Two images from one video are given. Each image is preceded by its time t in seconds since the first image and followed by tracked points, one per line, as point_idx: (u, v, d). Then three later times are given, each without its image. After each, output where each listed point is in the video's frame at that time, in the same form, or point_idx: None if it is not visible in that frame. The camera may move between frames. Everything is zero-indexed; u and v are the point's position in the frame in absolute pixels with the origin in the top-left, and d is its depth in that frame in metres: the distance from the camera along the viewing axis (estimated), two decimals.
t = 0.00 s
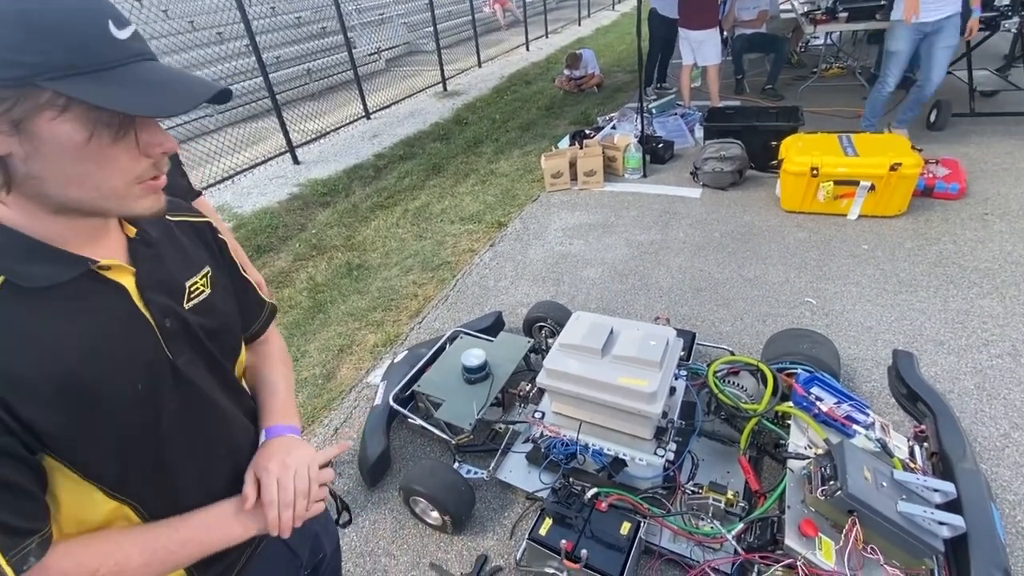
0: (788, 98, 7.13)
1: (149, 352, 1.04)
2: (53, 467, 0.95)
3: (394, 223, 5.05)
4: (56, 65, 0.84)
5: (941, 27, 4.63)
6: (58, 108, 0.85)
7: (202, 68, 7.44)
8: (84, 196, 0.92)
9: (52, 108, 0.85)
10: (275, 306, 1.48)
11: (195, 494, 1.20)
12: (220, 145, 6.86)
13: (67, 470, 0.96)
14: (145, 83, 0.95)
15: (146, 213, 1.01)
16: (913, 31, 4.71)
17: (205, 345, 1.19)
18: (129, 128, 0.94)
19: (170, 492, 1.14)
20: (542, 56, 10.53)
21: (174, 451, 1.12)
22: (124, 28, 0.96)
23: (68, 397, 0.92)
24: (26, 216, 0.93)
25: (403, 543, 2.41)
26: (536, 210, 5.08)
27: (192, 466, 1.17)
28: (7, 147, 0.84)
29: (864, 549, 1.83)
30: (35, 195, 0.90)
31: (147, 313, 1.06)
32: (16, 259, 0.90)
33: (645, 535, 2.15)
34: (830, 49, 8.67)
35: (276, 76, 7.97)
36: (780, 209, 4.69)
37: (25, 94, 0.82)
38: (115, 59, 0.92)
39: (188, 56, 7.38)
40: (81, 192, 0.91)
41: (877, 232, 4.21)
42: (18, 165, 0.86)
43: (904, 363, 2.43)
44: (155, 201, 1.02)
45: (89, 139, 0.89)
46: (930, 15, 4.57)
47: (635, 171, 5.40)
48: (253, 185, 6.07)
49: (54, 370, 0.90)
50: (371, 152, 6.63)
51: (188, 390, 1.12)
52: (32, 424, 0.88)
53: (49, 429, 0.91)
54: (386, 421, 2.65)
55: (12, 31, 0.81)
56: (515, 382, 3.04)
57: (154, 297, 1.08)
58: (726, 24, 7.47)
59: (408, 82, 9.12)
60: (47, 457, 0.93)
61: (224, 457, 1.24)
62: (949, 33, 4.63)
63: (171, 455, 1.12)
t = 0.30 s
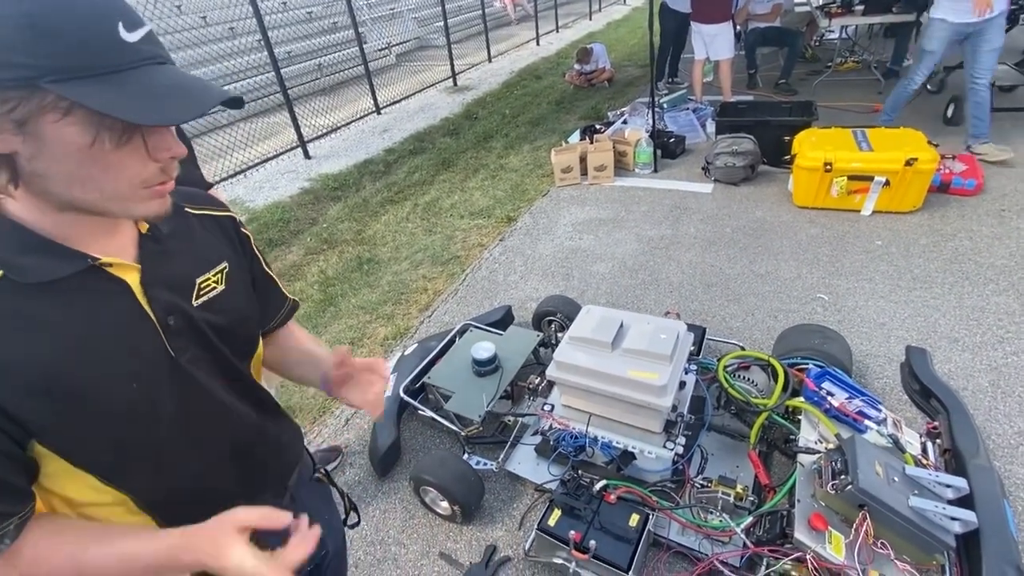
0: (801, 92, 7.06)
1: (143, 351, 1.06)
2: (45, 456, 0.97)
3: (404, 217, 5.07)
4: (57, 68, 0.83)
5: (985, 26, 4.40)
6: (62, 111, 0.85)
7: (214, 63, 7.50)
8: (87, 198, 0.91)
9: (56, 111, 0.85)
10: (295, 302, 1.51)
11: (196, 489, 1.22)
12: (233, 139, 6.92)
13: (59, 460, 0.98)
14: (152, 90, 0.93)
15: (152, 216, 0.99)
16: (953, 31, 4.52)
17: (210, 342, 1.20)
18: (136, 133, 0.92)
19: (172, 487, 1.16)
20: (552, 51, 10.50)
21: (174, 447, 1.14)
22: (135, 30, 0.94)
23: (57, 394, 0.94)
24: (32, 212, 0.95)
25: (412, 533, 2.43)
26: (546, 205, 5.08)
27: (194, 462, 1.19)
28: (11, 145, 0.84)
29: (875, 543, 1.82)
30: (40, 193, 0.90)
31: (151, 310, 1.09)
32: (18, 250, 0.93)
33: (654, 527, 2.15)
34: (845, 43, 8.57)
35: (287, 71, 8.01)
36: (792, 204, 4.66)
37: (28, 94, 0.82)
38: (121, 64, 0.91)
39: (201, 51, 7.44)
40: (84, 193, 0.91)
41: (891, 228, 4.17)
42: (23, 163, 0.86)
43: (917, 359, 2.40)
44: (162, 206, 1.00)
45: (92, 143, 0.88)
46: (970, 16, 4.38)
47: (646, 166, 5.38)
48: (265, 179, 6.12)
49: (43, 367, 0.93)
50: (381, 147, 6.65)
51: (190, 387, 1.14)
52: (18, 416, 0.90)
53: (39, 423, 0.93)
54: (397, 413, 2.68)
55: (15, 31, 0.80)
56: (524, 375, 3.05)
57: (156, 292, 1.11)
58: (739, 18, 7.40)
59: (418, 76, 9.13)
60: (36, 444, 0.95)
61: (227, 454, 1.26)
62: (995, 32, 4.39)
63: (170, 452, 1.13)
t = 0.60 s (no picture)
0: (812, 87, 7.00)
1: (166, 346, 1.08)
2: (71, 451, 0.98)
3: (413, 213, 5.09)
4: (98, 71, 0.84)
5: None
6: (100, 113, 0.86)
7: (225, 60, 7.55)
8: (120, 197, 0.93)
9: (94, 113, 0.86)
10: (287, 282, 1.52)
11: (213, 479, 1.25)
12: (243, 135, 6.98)
13: (87, 453, 1.00)
14: (189, 91, 0.94)
15: (181, 213, 1.01)
16: None
17: (226, 336, 1.23)
18: (169, 133, 0.94)
19: (190, 477, 1.19)
20: (561, 47, 10.46)
21: (194, 438, 1.17)
22: (168, 31, 0.95)
23: (90, 388, 0.96)
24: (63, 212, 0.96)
25: (421, 524, 2.46)
26: (554, 201, 5.08)
27: (210, 454, 1.22)
28: (48, 146, 0.86)
29: (882, 539, 1.82)
30: (72, 191, 0.92)
31: (173, 305, 1.11)
32: (53, 247, 0.94)
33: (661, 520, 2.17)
34: (858, 37, 8.48)
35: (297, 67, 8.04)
36: (802, 201, 4.63)
37: (68, 97, 0.84)
38: (160, 65, 0.92)
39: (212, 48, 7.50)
40: (117, 192, 0.93)
41: (903, 225, 4.14)
42: (58, 162, 0.88)
43: (928, 355, 2.39)
44: (190, 203, 1.02)
45: (130, 144, 0.90)
46: None
47: (655, 161, 5.36)
48: (275, 175, 6.16)
49: (77, 362, 0.94)
50: (390, 143, 6.68)
51: (208, 380, 1.17)
52: (54, 410, 0.92)
53: (69, 416, 0.94)
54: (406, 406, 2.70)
55: (60, 36, 0.82)
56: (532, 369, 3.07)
57: (178, 288, 1.13)
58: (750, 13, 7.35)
59: (427, 72, 9.14)
60: (64, 439, 0.96)
61: (242, 445, 1.29)
62: None
63: (190, 444, 1.16)
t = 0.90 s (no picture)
0: (820, 84, 6.96)
1: (200, 340, 1.10)
2: (118, 448, 0.99)
3: (418, 210, 5.10)
4: (135, 72, 0.84)
5: None
6: (140, 115, 0.86)
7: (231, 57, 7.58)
8: (155, 197, 0.94)
9: (134, 115, 0.86)
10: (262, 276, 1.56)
11: (242, 471, 1.26)
12: (250, 133, 7.01)
13: (133, 449, 1.01)
14: (222, 90, 0.95)
15: (206, 209, 1.03)
16: None
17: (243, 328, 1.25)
18: (203, 132, 0.95)
19: (221, 469, 1.21)
20: (566, 43, 10.44)
21: (226, 430, 1.18)
22: (196, 32, 0.96)
23: (141, 381, 0.97)
24: (96, 215, 0.96)
25: (426, 517, 2.48)
26: (559, 198, 5.08)
27: (240, 442, 1.23)
28: (87, 151, 0.85)
29: (885, 534, 1.82)
30: (105, 193, 0.92)
31: (198, 299, 1.12)
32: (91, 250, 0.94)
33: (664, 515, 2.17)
34: (867, 33, 8.41)
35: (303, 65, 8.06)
36: (809, 197, 4.62)
37: (109, 100, 0.83)
38: (193, 65, 0.92)
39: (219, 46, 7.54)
40: (152, 193, 0.93)
41: (910, 222, 4.12)
42: (95, 166, 0.88)
43: (934, 352, 2.39)
44: (214, 198, 1.04)
45: (169, 143, 0.90)
46: None
47: (661, 158, 5.36)
48: (281, 172, 6.19)
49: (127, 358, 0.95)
50: (396, 140, 6.70)
51: (235, 369, 1.19)
52: (109, 404, 0.93)
53: (122, 409, 0.95)
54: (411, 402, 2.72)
55: (95, 38, 0.81)
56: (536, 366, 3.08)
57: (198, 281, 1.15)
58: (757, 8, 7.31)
59: (432, 70, 9.14)
60: (111, 438, 0.97)
61: (267, 435, 1.32)
62: None
63: (222, 436, 1.18)
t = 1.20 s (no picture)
0: (823, 81, 6.94)
1: (229, 347, 1.11)
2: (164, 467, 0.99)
3: (421, 208, 5.11)
4: (152, 68, 0.82)
5: None
6: (158, 112, 0.84)
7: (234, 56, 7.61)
8: (168, 201, 0.91)
9: (152, 112, 0.83)
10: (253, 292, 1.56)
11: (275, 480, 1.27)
12: (254, 131, 7.03)
13: (179, 467, 1.02)
14: (237, 86, 0.92)
15: (210, 213, 1.00)
16: None
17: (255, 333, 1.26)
18: (217, 130, 0.92)
19: (257, 480, 1.21)
20: (569, 41, 10.43)
21: (257, 439, 1.19)
22: (211, 27, 0.94)
23: (184, 392, 0.98)
24: (103, 221, 0.92)
25: (428, 513, 2.49)
26: (562, 196, 5.09)
27: (270, 451, 1.24)
28: (98, 151, 0.82)
29: (886, 530, 1.84)
30: (115, 199, 0.89)
31: (217, 306, 1.12)
32: (101, 260, 0.90)
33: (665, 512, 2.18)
34: (871, 30, 8.38)
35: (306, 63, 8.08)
36: (812, 194, 4.61)
37: (127, 96, 0.80)
38: (210, 61, 0.89)
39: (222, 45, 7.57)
40: (166, 197, 0.90)
41: (913, 219, 4.11)
42: (104, 167, 0.84)
43: (936, 349, 2.39)
44: (219, 201, 1.01)
45: (186, 143, 0.88)
46: None
47: (663, 156, 5.36)
48: (284, 171, 6.21)
49: (173, 370, 0.95)
50: (398, 138, 6.71)
51: (258, 376, 1.20)
52: (156, 418, 0.92)
53: (168, 423, 0.95)
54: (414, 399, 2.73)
55: (110, 30, 0.78)
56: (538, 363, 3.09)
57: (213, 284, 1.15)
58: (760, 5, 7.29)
59: (434, 68, 9.15)
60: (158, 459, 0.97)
61: (294, 443, 1.33)
62: None
63: (253, 445, 1.18)
